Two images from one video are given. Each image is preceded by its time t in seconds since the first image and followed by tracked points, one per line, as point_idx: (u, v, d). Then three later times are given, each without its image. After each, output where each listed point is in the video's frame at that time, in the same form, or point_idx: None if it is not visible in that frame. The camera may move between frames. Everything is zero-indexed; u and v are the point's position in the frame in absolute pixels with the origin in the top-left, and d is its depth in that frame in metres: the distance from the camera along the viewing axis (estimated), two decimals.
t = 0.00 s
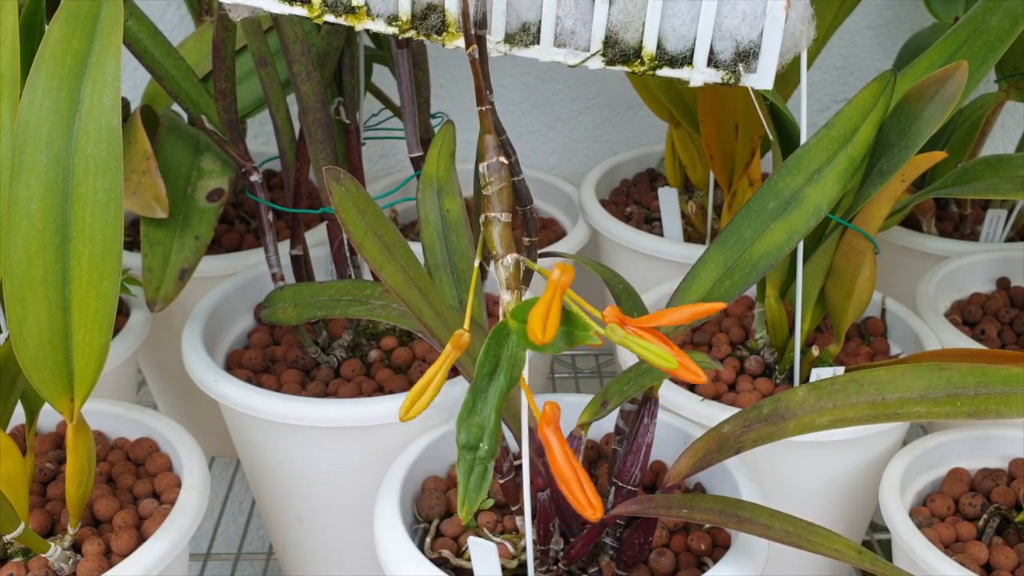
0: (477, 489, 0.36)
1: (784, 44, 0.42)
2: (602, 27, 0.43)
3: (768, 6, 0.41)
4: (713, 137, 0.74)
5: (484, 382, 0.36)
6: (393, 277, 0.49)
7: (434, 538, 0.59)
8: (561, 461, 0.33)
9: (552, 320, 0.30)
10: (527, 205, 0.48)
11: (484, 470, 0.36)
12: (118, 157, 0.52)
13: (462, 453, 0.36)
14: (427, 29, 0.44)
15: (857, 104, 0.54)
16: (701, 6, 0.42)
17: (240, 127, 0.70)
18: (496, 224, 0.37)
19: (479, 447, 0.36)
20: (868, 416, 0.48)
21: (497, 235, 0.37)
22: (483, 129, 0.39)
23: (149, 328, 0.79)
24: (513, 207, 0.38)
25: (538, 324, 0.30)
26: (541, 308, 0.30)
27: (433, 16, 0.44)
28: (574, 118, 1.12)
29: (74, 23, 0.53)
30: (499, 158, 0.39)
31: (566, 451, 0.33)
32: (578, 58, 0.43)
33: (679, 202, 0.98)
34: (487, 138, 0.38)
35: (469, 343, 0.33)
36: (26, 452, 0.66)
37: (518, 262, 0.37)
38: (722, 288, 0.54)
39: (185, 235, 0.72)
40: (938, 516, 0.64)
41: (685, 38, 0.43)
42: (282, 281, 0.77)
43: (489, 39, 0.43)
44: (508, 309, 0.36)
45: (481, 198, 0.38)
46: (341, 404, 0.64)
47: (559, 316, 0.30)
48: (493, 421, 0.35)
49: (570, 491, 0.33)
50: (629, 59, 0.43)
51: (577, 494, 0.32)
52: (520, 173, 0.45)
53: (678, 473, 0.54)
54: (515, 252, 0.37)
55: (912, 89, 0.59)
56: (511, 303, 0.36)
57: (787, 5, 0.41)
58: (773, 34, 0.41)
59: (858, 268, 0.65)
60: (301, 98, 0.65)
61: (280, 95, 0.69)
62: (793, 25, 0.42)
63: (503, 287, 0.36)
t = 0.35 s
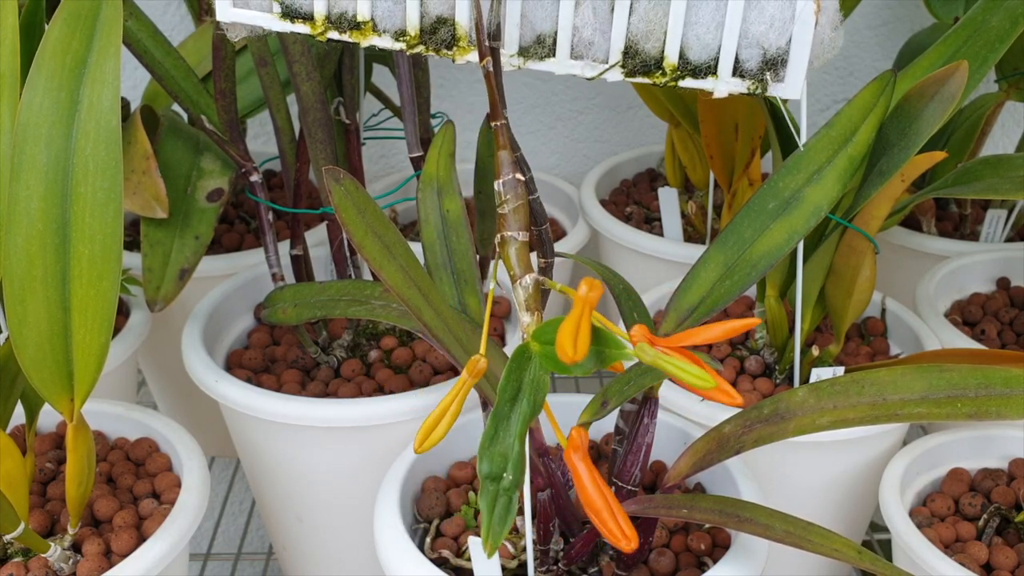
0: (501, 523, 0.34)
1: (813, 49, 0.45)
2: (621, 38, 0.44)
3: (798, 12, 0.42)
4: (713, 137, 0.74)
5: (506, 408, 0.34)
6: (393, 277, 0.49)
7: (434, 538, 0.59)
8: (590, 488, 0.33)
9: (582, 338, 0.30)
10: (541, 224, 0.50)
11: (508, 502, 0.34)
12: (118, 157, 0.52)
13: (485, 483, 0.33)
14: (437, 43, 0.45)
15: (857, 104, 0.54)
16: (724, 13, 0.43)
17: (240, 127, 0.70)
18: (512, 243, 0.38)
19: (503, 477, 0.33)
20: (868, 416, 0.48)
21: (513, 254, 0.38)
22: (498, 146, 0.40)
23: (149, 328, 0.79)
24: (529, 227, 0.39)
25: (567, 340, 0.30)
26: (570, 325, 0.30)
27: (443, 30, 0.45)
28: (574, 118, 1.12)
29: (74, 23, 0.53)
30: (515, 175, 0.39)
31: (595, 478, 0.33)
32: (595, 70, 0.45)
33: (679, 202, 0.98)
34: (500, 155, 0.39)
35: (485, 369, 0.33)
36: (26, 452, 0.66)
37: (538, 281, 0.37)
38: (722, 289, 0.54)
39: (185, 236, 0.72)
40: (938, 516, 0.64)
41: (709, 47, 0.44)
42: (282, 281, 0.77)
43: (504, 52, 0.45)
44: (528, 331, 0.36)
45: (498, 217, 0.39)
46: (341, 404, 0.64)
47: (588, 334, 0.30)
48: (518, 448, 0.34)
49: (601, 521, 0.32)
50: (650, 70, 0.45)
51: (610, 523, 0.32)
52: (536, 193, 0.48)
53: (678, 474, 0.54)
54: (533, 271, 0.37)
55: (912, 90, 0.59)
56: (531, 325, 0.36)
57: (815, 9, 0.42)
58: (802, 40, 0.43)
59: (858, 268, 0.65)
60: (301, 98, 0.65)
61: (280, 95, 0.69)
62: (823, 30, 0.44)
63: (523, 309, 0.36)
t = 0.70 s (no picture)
0: (453, 476, 0.35)
1: (766, 43, 0.43)
2: (585, 26, 0.42)
3: (750, 7, 0.41)
4: (713, 137, 0.74)
5: (462, 371, 0.35)
6: (392, 277, 0.49)
7: (434, 538, 0.59)
8: (535, 446, 0.32)
9: (530, 311, 0.30)
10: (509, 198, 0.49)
11: (460, 458, 0.35)
12: (118, 156, 0.52)
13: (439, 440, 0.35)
14: (412, 25, 0.43)
15: (857, 104, 0.54)
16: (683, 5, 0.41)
17: (240, 127, 0.70)
18: (478, 219, 0.37)
19: (456, 435, 0.35)
20: (868, 416, 0.48)
21: (478, 228, 0.37)
22: (466, 124, 0.39)
23: (149, 328, 0.79)
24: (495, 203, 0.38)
25: (514, 315, 0.30)
26: (519, 302, 0.30)
27: (418, 11, 0.43)
28: (574, 118, 1.12)
29: (75, 23, 0.53)
30: (482, 153, 0.39)
31: (541, 438, 0.32)
32: (561, 56, 0.43)
33: (678, 202, 0.97)
34: (469, 134, 0.38)
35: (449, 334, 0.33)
36: (26, 452, 0.66)
37: (500, 255, 0.36)
38: (722, 289, 0.54)
39: (185, 236, 0.72)
40: (938, 516, 0.64)
41: (667, 37, 0.42)
42: (282, 281, 0.77)
43: (472, 35, 0.43)
44: (488, 302, 0.35)
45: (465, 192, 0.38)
46: (341, 404, 0.64)
47: (536, 309, 0.30)
48: (471, 408, 0.35)
49: (544, 477, 0.32)
50: (611, 57, 0.43)
51: (552, 479, 0.31)
52: (503, 168, 0.47)
53: (678, 473, 0.54)
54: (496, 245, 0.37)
55: (912, 89, 0.59)
56: (491, 296, 0.36)
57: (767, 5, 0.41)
58: (754, 35, 0.41)
59: (858, 268, 0.65)
60: (301, 98, 0.65)
61: (280, 95, 0.69)
62: (774, 25, 0.42)
63: (484, 279, 0.36)
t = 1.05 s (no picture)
0: (470, 478, 0.35)
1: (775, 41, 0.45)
2: (595, 25, 0.44)
3: (758, 6, 0.43)
4: (713, 137, 0.74)
5: (477, 374, 0.36)
6: (392, 277, 0.49)
7: (434, 538, 0.59)
8: (552, 449, 0.32)
9: (544, 311, 0.30)
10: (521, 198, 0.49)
11: (477, 460, 0.36)
12: (118, 157, 0.52)
13: (456, 443, 0.35)
14: (422, 25, 0.46)
15: (857, 104, 0.54)
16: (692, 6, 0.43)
17: (240, 127, 0.70)
18: (490, 219, 0.39)
19: (473, 438, 0.35)
20: (868, 416, 0.48)
21: (490, 229, 0.39)
22: (478, 125, 0.40)
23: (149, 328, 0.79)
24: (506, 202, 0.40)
25: (529, 317, 0.30)
26: (532, 304, 0.30)
27: (427, 12, 0.46)
28: (574, 118, 1.12)
29: (75, 23, 0.53)
30: (493, 153, 0.40)
31: (558, 441, 0.32)
32: (570, 55, 0.45)
33: (679, 202, 0.97)
34: (479, 135, 0.40)
35: (462, 336, 0.33)
36: (26, 452, 0.66)
37: (512, 255, 0.38)
38: (722, 289, 0.54)
39: (185, 236, 0.72)
40: (938, 516, 0.64)
41: (676, 36, 0.44)
42: (282, 281, 0.77)
43: (483, 36, 0.45)
44: (500, 303, 0.37)
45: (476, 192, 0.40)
46: (341, 404, 0.64)
47: (551, 310, 0.30)
48: (487, 411, 0.35)
49: (561, 481, 0.32)
50: (621, 56, 0.45)
51: (569, 482, 0.32)
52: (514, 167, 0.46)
53: (678, 473, 0.54)
54: (508, 246, 0.38)
55: (912, 89, 0.59)
56: (503, 296, 0.37)
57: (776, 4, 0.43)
58: (763, 33, 0.43)
59: (858, 268, 0.65)
60: (301, 98, 0.65)
61: (280, 95, 0.69)
62: (783, 23, 0.44)
63: (496, 281, 0.37)
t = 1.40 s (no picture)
0: (521, 507, 0.36)
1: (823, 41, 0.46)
2: (635, 32, 0.45)
3: (806, 6, 0.44)
4: (713, 138, 0.74)
5: (524, 397, 0.36)
6: (392, 277, 0.49)
7: (434, 538, 0.59)
8: (605, 474, 0.32)
9: (597, 326, 0.30)
10: (557, 215, 0.50)
11: (526, 487, 0.36)
12: (118, 156, 0.52)
13: (505, 471, 0.35)
14: (452, 38, 0.47)
15: (856, 104, 0.54)
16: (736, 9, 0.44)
17: (240, 127, 0.70)
18: (528, 236, 0.39)
19: (522, 464, 0.36)
20: (869, 416, 0.48)
21: (529, 245, 0.39)
22: (513, 139, 0.40)
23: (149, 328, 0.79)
24: (544, 218, 0.40)
25: (581, 331, 0.30)
26: (585, 319, 0.30)
27: (457, 25, 0.47)
28: (574, 118, 1.12)
29: (75, 24, 0.53)
30: (530, 167, 0.40)
31: (612, 466, 0.32)
32: (608, 64, 0.46)
33: (679, 202, 0.97)
34: (517, 149, 0.40)
35: (502, 359, 0.34)
36: (26, 452, 0.66)
37: (553, 272, 0.38)
38: (722, 288, 0.54)
39: (185, 235, 0.72)
40: (938, 516, 0.64)
41: (719, 40, 0.45)
42: (282, 281, 0.77)
43: (517, 47, 0.46)
44: (542, 322, 0.37)
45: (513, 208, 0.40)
46: (340, 405, 0.64)
47: (603, 326, 0.30)
48: (536, 437, 0.35)
49: (617, 507, 0.32)
50: (661, 63, 0.46)
51: (625, 509, 0.32)
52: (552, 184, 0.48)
53: (678, 473, 0.54)
54: (549, 263, 0.38)
55: (912, 89, 0.59)
56: (547, 315, 0.37)
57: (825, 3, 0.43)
58: (811, 33, 0.44)
59: (858, 268, 0.65)
60: (301, 98, 0.65)
61: (280, 94, 0.69)
62: (830, 23, 0.45)
63: (539, 300, 0.37)
